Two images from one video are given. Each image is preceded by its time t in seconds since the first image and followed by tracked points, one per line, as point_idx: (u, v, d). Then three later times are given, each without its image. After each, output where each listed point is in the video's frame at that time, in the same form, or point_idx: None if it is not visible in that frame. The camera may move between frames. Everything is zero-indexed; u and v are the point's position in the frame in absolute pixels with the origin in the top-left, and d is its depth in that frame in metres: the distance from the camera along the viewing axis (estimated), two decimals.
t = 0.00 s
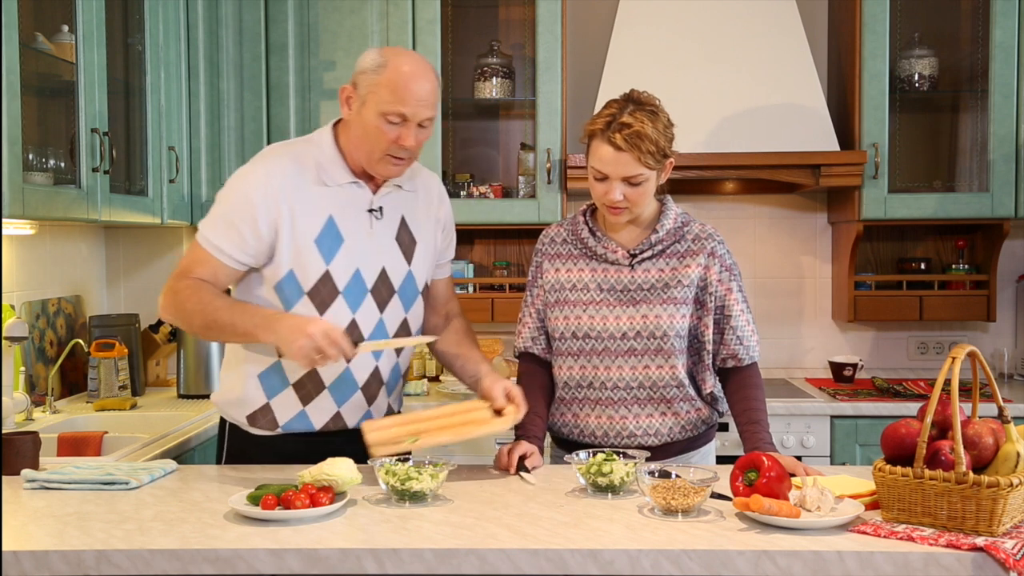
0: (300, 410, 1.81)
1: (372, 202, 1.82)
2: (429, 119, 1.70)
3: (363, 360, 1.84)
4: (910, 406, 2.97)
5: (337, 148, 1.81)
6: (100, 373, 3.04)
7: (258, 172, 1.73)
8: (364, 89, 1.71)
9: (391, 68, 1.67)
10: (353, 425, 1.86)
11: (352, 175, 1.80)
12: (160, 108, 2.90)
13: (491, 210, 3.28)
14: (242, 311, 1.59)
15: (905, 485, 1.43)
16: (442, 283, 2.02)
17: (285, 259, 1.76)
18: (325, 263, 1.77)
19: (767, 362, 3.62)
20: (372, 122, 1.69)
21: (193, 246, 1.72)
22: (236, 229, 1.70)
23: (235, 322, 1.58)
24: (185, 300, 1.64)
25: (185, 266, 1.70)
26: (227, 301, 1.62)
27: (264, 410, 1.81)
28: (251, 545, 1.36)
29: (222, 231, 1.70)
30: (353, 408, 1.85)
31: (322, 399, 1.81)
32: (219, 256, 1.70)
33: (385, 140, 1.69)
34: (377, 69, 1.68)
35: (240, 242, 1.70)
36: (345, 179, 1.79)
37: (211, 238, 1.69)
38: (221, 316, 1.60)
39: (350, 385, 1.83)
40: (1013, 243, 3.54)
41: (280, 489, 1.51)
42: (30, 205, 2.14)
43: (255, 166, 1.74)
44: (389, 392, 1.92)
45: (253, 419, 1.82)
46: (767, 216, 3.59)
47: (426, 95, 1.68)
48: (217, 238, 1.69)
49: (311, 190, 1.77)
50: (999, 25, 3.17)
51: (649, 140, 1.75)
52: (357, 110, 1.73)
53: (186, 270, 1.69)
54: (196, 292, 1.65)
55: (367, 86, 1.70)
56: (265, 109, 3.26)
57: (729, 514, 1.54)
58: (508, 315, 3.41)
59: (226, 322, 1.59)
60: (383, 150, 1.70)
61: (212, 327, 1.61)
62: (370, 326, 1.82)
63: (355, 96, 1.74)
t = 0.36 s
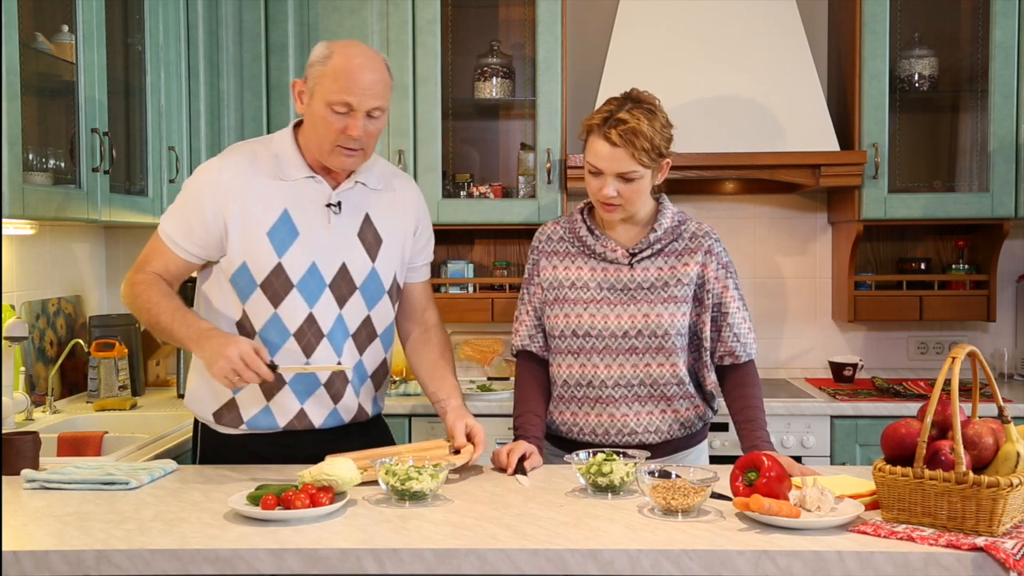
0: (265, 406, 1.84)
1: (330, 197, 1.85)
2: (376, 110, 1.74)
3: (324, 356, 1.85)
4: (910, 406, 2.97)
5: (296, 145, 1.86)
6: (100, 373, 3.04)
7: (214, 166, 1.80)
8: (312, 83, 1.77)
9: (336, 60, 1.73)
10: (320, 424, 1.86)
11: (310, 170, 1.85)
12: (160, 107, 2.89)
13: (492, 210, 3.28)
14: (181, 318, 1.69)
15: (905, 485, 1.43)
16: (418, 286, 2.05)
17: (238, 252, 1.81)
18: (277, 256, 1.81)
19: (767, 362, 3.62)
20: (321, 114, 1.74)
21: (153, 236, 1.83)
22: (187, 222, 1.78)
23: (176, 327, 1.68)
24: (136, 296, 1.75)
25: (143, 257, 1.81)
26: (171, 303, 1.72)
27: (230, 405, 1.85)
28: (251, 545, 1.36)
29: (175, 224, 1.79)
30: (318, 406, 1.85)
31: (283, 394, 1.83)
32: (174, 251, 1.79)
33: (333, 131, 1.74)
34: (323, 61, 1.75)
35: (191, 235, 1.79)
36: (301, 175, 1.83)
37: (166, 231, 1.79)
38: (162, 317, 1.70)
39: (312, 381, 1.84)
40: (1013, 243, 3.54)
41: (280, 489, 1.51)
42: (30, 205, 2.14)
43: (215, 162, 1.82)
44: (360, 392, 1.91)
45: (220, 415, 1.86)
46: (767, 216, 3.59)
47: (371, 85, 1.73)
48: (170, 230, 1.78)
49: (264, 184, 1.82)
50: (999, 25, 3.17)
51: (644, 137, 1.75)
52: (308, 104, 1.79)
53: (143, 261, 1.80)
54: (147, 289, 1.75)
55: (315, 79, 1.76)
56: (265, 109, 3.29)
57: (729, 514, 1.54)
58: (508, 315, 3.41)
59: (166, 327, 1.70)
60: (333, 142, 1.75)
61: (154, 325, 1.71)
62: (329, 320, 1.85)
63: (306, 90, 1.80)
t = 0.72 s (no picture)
0: (249, 404, 1.84)
1: (308, 191, 1.86)
2: (349, 99, 1.77)
3: (306, 350, 1.84)
4: (910, 406, 2.97)
5: (274, 141, 1.88)
6: (100, 373, 3.04)
7: (194, 166, 1.82)
8: (285, 75, 1.80)
9: (307, 52, 1.77)
10: (305, 421, 1.86)
11: (288, 165, 1.86)
12: (160, 107, 2.89)
13: (492, 210, 3.28)
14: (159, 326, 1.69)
15: (905, 485, 1.43)
16: (407, 282, 2.04)
17: (217, 249, 1.82)
18: (256, 251, 1.82)
19: (767, 362, 3.62)
20: (294, 104, 1.77)
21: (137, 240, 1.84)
22: (169, 222, 1.80)
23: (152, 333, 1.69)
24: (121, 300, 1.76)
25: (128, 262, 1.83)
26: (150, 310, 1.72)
27: (217, 404, 1.86)
28: (251, 545, 1.36)
29: (158, 226, 1.80)
30: (302, 401, 1.85)
31: (266, 390, 1.83)
32: (157, 252, 1.81)
33: (305, 122, 1.77)
34: (295, 52, 1.78)
35: (174, 235, 1.80)
36: (279, 170, 1.85)
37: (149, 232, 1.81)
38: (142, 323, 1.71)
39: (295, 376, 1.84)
40: (1013, 243, 3.54)
41: (280, 489, 1.51)
42: (30, 205, 2.14)
43: (194, 161, 1.84)
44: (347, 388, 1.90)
45: (207, 415, 1.87)
46: (767, 216, 3.59)
47: (342, 74, 1.76)
48: (152, 232, 1.80)
49: (241, 180, 1.83)
50: (999, 25, 3.18)
51: (632, 126, 1.82)
52: (282, 97, 1.82)
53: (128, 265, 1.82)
54: (130, 295, 1.76)
55: (286, 71, 1.80)
56: (265, 109, 3.29)
57: (730, 514, 1.54)
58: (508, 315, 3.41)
59: (145, 335, 1.70)
60: (307, 132, 1.77)
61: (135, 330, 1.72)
62: (311, 314, 1.85)
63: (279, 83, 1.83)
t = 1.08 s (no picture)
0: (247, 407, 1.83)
1: (301, 190, 1.86)
2: (337, 98, 1.77)
3: (303, 351, 1.84)
4: (910, 406, 2.97)
5: (264, 143, 1.88)
6: (100, 373, 3.05)
7: (189, 172, 1.82)
8: (272, 74, 1.80)
9: (294, 51, 1.77)
10: (305, 422, 1.86)
11: (279, 166, 1.86)
12: (160, 107, 2.89)
13: (492, 210, 3.28)
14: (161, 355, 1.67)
15: (905, 485, 1.43)
16: (401, 275, 2.02)
17: (213, 253, 1.82)
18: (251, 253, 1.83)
19: (767, 362, 3.62)
20: (282, 104, 1.78)
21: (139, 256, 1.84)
22: (169, 233, 1.80)
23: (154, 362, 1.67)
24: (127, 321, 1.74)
25: (133, 284, 1.82)
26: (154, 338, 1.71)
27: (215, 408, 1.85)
28: (251, 545, 1.36)
29: (158, 238, 1.80)
30: (301, 402, 1.85)
31: (265, 391, 1.83)
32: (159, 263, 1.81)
33: (294, 121, 1.77)
34: (281, 52, 1.79)
35: (175, 246, 1.81)
36: (271, 171, 1.85)
37: (150, 246, 1.80)
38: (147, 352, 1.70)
39: (294, 376, 1.84)
40: (1013, 243, 3.54)
41: (281, 489, 1.51)
42: (30, 205, 2.14)
43: (186, 167, 1.83)
44: (345, 387, 1.90)
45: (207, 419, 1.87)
46: (767, 216, 3.59)
47: (329, 73, 1.76)
48: (155, 246, 1.80)
49: (233, 183, 1.83)
50: (999, 25, 3.18)
51: (642, 115, 1.91)
52: (269, 97, 1.82)
53: (133, 287, 1.81)
54: (136, 317, 1.74)
55: (273, 71, 1.80)
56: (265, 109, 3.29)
57: (730, 514, 1.54)
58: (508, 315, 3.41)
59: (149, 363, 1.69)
60: (296, 132, 1.78)
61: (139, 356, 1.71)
62: (308, 314, 1.85)
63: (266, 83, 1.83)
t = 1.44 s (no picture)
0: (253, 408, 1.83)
1: (301, 189, 1.87)
2: (339, 99, 1.77)
3: (308, 350, 1.85)
4: (910, 406, 2.97)
5: (261, 143, 1.88)
6: (100, 373, 3.05)
7: (187, 173, 1.81)
8: (272, 75, 1.80)
9: (295, 51, 1.76)
10: (311, 421, 1.86)
11: (278, 165, 1.86)
12: (160, 107, 2.88)
13: (492, 210, 3.28)
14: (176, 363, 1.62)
15: (905, 485, 1.43)
16: (398, 270, 2.01)
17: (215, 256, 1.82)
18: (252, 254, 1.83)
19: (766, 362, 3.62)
20: (284, 106, 1.77)
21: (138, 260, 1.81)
22: (170, 235, 1.78)
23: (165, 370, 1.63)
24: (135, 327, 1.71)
25: (133, 290, 1.78)
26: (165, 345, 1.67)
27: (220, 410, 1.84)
28: (251, 545, 1.36)
29: (158, 241, 1.78)
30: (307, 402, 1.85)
31: (272, 392, 1.83)
32: (159, 266, 1.79)
33: (297, 123, 1.77)
34: (282, 53, 1.78)
35: (177, 248, 1.79)
36: (270, 170, 1.85)
37: (150, 250, 1.78)
38: (158, 359, 1.65)
39: (300, 376, 1.84)
40: (1013, 243, 3.54)
41: (281, 489, 1.51)
42: (30, 205, 2.14)
43: (184, 168, 1.82)
44: (350, 385, 1.91)
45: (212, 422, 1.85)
46: (767, 216, 3.60)
47: (332, 74, 1.76)
48: (155, 248, 1.78)
49: (233, 184, 1.83)
50: (999, 25, 3.17)
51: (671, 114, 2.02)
52: (269, 97, 1.82)
53: (135, 294, 1.77)
54: (145, 323, 1.71)
55: (273, 71, 1.79)
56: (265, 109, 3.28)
57: (730, 514, 1.54)
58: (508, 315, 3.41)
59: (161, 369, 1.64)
60: (298, 134, 1.78)
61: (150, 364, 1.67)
62: (313, 313, 1.86)
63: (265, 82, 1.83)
